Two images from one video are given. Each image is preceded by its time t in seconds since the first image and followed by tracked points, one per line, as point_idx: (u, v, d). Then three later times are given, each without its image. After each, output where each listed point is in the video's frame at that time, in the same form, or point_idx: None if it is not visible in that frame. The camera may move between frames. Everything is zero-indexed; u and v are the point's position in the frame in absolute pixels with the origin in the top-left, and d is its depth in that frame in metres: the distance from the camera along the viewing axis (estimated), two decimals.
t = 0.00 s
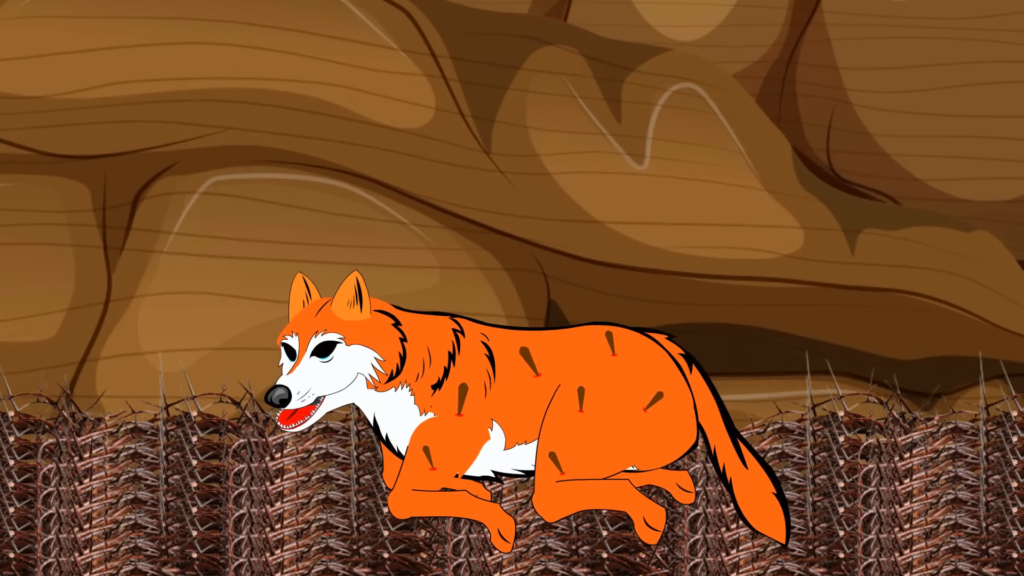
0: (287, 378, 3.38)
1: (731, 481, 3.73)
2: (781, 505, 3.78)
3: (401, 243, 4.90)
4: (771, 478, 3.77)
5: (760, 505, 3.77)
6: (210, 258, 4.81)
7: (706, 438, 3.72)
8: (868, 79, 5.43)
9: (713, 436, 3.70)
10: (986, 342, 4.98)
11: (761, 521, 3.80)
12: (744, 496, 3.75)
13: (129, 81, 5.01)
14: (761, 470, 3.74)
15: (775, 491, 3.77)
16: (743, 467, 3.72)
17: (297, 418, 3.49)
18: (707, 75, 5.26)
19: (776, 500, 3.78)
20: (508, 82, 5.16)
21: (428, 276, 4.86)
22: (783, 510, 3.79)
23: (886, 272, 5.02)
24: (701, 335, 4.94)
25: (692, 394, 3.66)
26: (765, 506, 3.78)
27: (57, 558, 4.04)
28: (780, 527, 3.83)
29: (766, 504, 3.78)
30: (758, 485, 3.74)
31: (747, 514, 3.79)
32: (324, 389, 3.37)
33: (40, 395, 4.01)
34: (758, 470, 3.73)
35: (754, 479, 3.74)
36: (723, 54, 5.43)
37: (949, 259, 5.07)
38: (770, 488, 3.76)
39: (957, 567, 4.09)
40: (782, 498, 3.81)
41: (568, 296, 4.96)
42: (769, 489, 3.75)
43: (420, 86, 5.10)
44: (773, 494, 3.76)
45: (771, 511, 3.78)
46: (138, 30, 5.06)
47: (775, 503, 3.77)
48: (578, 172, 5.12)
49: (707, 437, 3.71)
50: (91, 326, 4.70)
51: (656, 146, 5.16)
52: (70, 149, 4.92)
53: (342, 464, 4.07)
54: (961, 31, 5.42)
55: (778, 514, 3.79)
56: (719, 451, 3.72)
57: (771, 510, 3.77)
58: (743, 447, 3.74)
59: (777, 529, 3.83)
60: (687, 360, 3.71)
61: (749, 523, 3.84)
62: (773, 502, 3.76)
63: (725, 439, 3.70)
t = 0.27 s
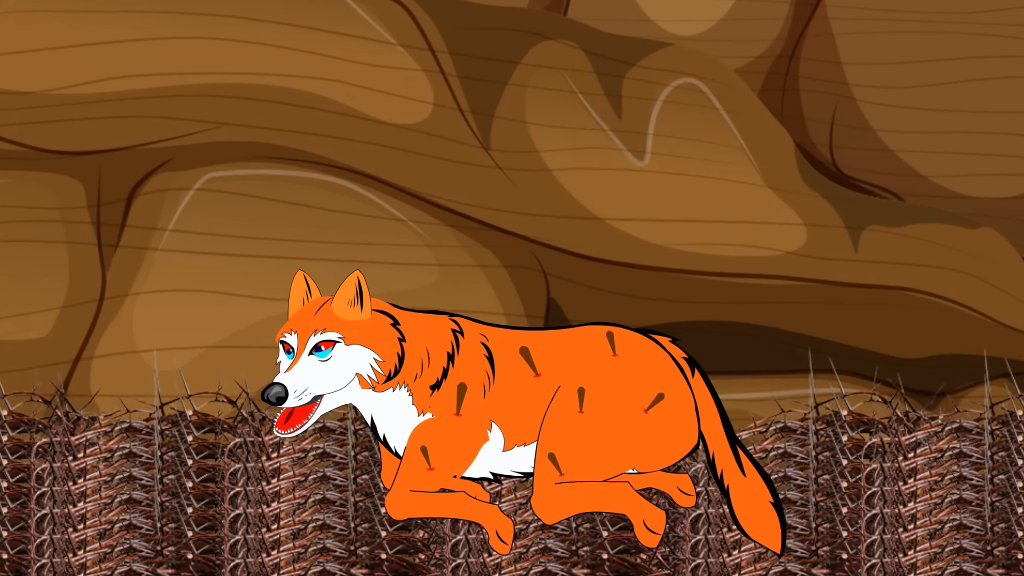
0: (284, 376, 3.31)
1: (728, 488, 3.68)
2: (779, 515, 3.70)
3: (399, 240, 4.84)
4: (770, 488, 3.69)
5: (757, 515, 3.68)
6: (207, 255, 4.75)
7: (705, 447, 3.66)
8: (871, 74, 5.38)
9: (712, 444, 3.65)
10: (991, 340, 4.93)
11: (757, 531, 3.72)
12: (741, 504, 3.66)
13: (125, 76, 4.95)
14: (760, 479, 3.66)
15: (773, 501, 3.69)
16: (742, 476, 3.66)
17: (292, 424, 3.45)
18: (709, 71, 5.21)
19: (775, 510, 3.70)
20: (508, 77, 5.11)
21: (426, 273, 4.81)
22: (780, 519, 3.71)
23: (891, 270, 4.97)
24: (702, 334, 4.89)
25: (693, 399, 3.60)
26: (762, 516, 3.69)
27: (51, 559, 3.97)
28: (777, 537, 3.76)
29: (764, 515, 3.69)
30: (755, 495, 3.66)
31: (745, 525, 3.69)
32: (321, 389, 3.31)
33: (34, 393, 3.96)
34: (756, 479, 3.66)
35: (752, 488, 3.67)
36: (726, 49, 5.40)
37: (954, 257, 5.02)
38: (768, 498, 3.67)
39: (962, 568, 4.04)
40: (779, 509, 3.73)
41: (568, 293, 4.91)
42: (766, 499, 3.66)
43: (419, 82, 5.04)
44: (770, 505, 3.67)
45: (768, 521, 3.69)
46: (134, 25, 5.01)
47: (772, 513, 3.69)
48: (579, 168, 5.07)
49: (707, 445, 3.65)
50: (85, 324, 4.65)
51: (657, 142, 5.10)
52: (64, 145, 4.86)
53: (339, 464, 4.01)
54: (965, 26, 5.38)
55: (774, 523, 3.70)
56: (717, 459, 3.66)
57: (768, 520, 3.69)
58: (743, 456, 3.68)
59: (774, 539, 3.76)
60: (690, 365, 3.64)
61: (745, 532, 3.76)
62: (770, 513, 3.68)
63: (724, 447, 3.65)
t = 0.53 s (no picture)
0: (280, 386, 3.26)
1: (734, 485, 3.64)
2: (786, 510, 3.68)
3: (398, 238, 4.79)
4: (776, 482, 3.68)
5: (765, 510, 3.66)
6: (202, 253, 4.70)
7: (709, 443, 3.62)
8: (874, 69, 5.32)
9: (716, 440, 3.61)
10: (996, 338, 4.89)
11: (766, 526, 3.68)
12: (749, 500, 3.64)
13: (119, 71, 4.88)
14: (766, 473, 3.65)
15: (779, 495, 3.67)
16: (748, 471, 3.62)
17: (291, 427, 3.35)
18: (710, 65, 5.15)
19: (781, 504, 3.68)
20: (507, 72, 5.05)
21: (424, 271, 4.75)
22: (788, 514, 3.68)
23: (895, 267, 4.92)
24: (704, 332, 4.83)
25: (695, 397, 3.56)
26: (770, 511, 3.67)
27: (44, 560, 3.93)
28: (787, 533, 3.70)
29: (771, 509, 3.66)
30: (762, 489, 3.64)
31: (752, 518, 3.67)
32: (318, 395, 3.27)
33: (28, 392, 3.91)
34: (763, 473, 3.64)
35: (758, 483, 3.65)
36: (728, 43, 5.31)
37: (958, 254, 4.97)
38: (775, 492, 3.65)
39: (966, 569, 3.97)
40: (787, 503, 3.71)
41: (568, 291, 4.86)
42: (773, 493, 3.65)
43: (417, 77, 4.99)
44: (778, 499, 3.65)
45: (777, 517, 3.66)
46: (128, 19, 4.94)
47: (780, 508, 3.67)
48: (579, 165, 5.01)
49: (711, 439, 3.61)
50: (79, 322, 4.59)
51: (658, 138, 5.04)
52: (58, 141, 4.80)
53: (337, 464, 3.96)
54: (968, 21, 5.33)
55: (783, 519, 3.67)
56: (722, 455, 3.62)
57: (777, 515, 3.66)
58: (748, 451, 3.65)
59: (782, 533, 3.70)
60: (691, 362, 3.61)
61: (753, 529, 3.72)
62: (778, 507, 3.65)
63: (729, 443, 3.61)
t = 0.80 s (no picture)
0: (276, 382, 3.25)
1: (741, 477, 3.59)
2: (794, 500, 3.64)
3: (396, 234, 4.74)
4: (783, 473, 3.62)
5: (772, 501, 3.61)
6: (198, 250, 4.64)
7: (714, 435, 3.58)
8: (877, 64, 5.26)
9: (720, 431, 3.57)
10: (1001, 337, 4.86)
11: (773, 517, 3.64)
12: (756, 492, 3.59)
13: (114, 67, 4.83)
14: (773, 464, 3.58)
15: (787, 486, 3.62)
16: (753, 462, 3.57)
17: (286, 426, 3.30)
18: (712, 61, 5.10)
19: (789, 494, 3.63)
20: (506, 67, 5.00)
21: (423, 268, 4.70)
22: (796, 503, 3.64)
23: (901, 265, 4.87)
24: (705, 330, 4.78)
25: (696, 390, 3.51)
26: (778, 502, 3.62)
27: (38, 560, 3.86)
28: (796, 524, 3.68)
29: (779, 499, 3.62)
30: (769, 480, 3.59)
31: (761, 512, 3.63)
32: (314, 392, 3.25)
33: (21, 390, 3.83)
34: (769, 464, 3.58)
35: (765, 474, 3.59)
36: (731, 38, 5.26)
37: (963, 251, 4.93)
38: (782, 483, 3.61)
39: (971, 570, 3.96)
40: (794, 493, 3.67)
41: (568, 289, 4.81)
42: (781, 483, 3.60)
43: (415, 73, 4.94)
44: (785, 490, 3.61)
45: (784, 507, 3.62)
46: (123, 14, 4.88)
47: (788, 498, 3.62)
48: (579, 161, 4.96)
49: (714, 431, 3.57)
50: (74, 320, 4.54)
51: (659, 134, 4.99)
52: (52, 136, 4.74)
53: (334, 464, 3.90)
54: (971, 16, 5.28)
55: (791, 510, 3.64)
56: (727, 449, 3.58)
57: (785, 506, 3.62)
58: (754, 442, 3.60)
59: (792, 525, 3.68)
60: (691, 354, 3.56)
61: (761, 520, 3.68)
62: (786, 497, 3.61)
63: (733, 435, 3.57)
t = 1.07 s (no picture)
0: (272, 373, 3.22)
1: (742, 473, 3.54)
2: (796, 496, 3.60)
3: (394, 231, 4.69)
4: (785, 469, 3.58)
5: (774, 497, 3.57)
6: (193, 247, 4.59)
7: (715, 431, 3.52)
8: (881, 59, 5.17)
9: (721, 427, 3.51)
10: (1004, 334, 4.83)
11: (775, 514, 3.61)
12: (758, 488, 3.54)
13: (108, 62, 4.76)
14: (775, 461, 3.54)
15: (790, 483, 3.59)
16: (755, 459, 3.52)
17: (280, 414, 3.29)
18: (713, 56, 5.04)
19: (791, 490, 3.60)
20: (504, 63, 4.95)
21: (421, 266, 4.65)
22: (797, 499, 3.61)
23: (904, 261, 4.86)
24: (707, 328, 4.73)
25: (698, 387, 3.46)
26: (780, 498, 3.59)
27: (31, 561, 3.82)
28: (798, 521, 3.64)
29: (781, 495, 3.58)
30: (771, 477, 3.54)
31: (765, 510, 3.61)
32: (311, 385, 3.21)
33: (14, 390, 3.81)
34: (770, 460, 3.53)
35: (767, 470, 3.54)
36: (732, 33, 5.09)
37: (965, 248, 4.94)
38: (784, 480, 3.56)
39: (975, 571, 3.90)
40: (796, 490, 3.63)
41: (568, 286, 4.74)
42: (784, 481, 3.56)
43: (413, 68, 4.88)
44: (787, 486, 3.56)
45: (786, 502, 3.59)
46: (116, 7, 4.78)
47: (790, 494, 3.59)
48: (579, 157, 4.90)
49: (716, 428, 3.52)
50: (68, 318, 4.49)
51: (659, 130, 4.94)
52: (47, 133, 4.71)
53: (331, 463, 3.85)
54: (974, 10, 5.23)
55: (793, 507, 3.60)
56: (729, 445, 3.52)
57: (786, 502, 3.59)
58: (755, 438, 3.55)
59: (795, 522, 3.64)
60: (691, 350, 3.51)
61: (762, 516, 3.65)
62: (787, 494, 3.57)
63: (734, 431, 3.52)
